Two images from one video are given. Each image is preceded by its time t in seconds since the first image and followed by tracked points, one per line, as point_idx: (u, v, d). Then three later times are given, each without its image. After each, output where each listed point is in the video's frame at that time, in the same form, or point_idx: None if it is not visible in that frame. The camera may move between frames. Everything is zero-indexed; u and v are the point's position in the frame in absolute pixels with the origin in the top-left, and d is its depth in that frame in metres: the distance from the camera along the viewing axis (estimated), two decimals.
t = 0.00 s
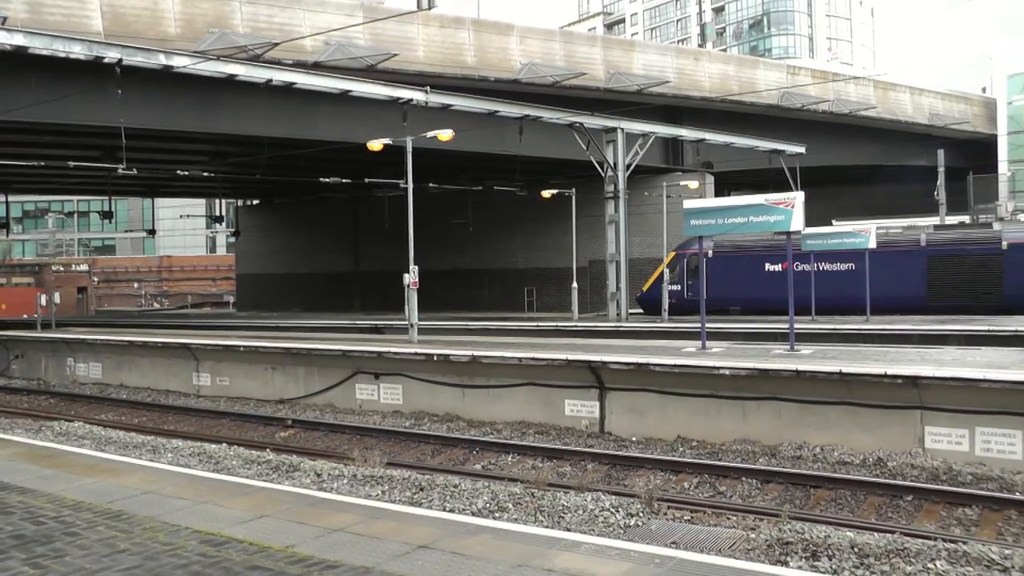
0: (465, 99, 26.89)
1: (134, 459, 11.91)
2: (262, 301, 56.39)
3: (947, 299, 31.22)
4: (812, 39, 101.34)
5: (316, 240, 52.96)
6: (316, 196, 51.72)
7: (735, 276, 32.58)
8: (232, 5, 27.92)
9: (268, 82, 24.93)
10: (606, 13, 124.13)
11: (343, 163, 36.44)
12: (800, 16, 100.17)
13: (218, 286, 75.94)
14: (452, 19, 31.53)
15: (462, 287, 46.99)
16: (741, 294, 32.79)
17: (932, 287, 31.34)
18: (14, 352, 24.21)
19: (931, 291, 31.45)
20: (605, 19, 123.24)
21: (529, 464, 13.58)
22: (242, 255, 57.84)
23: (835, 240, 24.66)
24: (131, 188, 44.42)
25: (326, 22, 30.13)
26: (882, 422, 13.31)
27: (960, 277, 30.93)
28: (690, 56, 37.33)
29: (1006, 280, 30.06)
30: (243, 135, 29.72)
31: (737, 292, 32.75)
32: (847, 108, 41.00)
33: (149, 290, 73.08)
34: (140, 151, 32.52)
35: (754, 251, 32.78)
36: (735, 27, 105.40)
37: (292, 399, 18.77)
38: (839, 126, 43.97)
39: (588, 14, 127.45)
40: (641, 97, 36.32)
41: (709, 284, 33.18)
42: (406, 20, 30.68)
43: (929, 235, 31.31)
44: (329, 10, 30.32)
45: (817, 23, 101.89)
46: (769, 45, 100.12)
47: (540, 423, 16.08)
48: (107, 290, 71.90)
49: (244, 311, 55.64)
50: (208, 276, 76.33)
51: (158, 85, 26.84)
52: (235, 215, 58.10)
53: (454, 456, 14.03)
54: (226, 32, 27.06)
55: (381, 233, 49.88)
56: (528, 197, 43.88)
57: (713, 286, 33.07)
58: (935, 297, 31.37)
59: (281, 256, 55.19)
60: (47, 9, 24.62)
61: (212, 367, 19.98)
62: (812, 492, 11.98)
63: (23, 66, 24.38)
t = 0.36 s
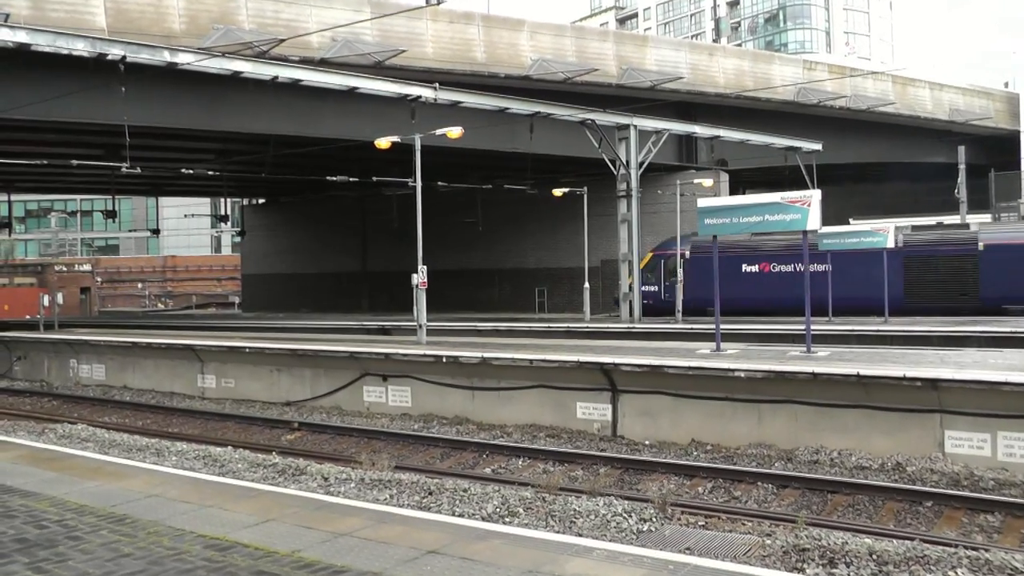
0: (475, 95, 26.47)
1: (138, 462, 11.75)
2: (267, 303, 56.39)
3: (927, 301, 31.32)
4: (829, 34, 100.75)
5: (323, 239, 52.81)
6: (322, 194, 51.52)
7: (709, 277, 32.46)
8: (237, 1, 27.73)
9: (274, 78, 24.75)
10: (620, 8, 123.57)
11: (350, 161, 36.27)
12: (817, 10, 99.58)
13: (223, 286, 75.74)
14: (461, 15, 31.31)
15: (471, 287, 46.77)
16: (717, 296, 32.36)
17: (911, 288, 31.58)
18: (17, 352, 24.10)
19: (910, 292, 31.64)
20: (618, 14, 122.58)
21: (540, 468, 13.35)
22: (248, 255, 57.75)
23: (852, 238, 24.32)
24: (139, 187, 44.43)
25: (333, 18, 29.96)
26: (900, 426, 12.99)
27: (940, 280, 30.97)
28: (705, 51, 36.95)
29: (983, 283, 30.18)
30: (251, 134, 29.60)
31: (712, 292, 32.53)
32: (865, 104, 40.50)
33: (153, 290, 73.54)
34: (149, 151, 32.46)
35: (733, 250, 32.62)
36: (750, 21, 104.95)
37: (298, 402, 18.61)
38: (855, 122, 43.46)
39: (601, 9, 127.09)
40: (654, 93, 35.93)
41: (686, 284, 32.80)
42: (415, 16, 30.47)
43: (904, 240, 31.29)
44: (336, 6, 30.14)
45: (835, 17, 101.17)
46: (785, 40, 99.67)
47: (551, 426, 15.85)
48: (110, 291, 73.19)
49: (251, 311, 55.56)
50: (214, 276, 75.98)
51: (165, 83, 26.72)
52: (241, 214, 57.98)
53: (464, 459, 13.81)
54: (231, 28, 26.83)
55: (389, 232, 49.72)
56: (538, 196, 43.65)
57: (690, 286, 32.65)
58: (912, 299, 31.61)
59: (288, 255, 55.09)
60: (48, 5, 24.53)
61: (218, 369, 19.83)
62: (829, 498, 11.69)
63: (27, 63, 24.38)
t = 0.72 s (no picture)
0: (484, 91, 26.12)
1: (141, 465, 11.58)
2: (272, 304, 56.13)
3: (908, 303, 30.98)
4: (848, 28, 100.08)
5: (332, 238, 52.60)
6: (329, 192, 51.38)
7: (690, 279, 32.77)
8: None
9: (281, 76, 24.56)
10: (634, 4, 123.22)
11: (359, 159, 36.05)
12: (835, 4, 98.95)
13: (229, 287, 75.49)
14: (472, 10, 31.09)
15: (482, 287, 46.52)
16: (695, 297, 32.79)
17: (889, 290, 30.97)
18: (21, 354, 24.01)
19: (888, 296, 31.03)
20: (631, 9, 121.51)
21: (551, 473, 13.11)
22: (254, 255, 57.49)
23: (873, 237, 23.91)
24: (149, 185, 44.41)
25: (341, 14, 29.77)
26: (919, 430, 12.67)
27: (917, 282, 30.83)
28: (720, 47, 36.66)
29: (958, 284, 30.08)
30: (261, 133, 29.46)
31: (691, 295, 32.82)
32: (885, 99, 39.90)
33: (158, 290, 73.12)
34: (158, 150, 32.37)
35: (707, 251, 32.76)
36: (767, 15, 104.44)
37: (305, 404, 18.44)
38: (874, 119, 42.94)
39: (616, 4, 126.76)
40: (669, 89, 35.52)
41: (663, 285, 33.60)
42: (424, 11, 30.24)
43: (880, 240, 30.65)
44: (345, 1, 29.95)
45: (853, 11, 100.48)
46: (802, 34, 99.17)
47: (563, 429, 15.62)
48: (115, 292, 73.64)
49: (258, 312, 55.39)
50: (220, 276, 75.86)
51: (173, 81, 26.59)
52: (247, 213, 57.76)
53: (474, 463, 13.60)
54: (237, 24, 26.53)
55: (399, 231, 49.53)
56: (550, 195, 43.40)
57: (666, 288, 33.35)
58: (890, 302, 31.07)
59: (295, 255, 54.90)
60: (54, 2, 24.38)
61: (224, 370, 19.68)
62: (847, 503, 11.41)
63: (34, 60, 24.27)
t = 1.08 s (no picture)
0: (495, 87, 25.78)
1: (148, 467, 11.42)
2: (278, 304, 55.83)
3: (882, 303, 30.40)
4: (867, 21, 99.37)
5: (341, 237, 52.43)
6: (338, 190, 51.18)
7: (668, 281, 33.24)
8: None
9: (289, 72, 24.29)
10: None
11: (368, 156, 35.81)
12: None
13: (235, 286, 75.91)
14: (483, 5, 30.82)
15: (493, 288, 46.23)
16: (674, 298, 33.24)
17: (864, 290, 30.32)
18: (25, 355, 23.93)
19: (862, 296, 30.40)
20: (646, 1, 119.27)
21: (564, 476, 12.87)
22: (260, 254, 57.13)
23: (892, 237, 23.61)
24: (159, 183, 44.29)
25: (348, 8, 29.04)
26: (940, 434, 12.37)
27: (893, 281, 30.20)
28: (737, 41, 36.12)
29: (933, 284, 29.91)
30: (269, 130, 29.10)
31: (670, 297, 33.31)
32: (906, 94, 39.29)
33: (163, 290, 73.08)
34: (165, 148, 32.17)
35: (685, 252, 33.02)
36: (784, 9, 103.88)
37: (314, 406, 18.23)
38: (893, 114, 42.38)
39: None
40: (683, 85, 35.34)
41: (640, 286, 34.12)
42: (433, 6, 29.94)
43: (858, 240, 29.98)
44: None
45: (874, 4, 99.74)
46: (821, 27, 98.74)
47: (576, 432, 15.37)
48: (119, 292, 72.34)
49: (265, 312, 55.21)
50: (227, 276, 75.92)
51: (180, 79, 26.24)
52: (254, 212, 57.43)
53: (485, 467, 13.36)
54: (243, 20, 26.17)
55: (409, 229, 49.36)
56: (564, 193, 43.15)
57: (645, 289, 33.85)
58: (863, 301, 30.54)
59: (303, 254, 54.66)
60: None
61: (231, 372, 19.50)
62: (866, 509, 11.11)
63: (38, 58, 23.96)
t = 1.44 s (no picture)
0: (507, 83, 25.49)
1: (155, 471, 11.25)
2: (286, 304, 55.46)
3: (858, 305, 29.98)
4: (890, 15, 98.48)
5: (351, 236, 52.18)
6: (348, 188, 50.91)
7: (643, 282, 34.12)
8: None
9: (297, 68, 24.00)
10: None
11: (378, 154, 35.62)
12: None
13: (244, 286, 75.07)
14: None
15: (506, 287, 45.94)
16: (649, 298, 34.10)
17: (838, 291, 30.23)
18: (30, 355, 23.95)
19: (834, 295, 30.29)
20: None
21: (577, 481, 12.63)
22: (268, 254, 56.71)
23: (914, 236, 23.15)
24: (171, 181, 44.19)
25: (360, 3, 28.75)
26: (964, 439, 12.02)
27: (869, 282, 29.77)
28: (755, 36, 35.73)
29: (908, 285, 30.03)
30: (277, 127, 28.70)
31: (644, 297, 34.22)
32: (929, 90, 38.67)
33: (169, 290, 72.39)
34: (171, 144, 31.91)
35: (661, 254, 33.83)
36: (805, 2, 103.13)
37: (322, 408, 18.02)
38: (915, 109, 41.75)
39: None
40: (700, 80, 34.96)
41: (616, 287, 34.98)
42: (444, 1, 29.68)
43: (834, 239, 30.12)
44: None
45: None
46: (841, 21, 98.09)
47: (589, 435, 15.11)
48: (125, 291, 72.24)
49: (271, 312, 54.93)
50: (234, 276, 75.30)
51: (187, 75, 25.89)
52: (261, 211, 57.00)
53: (498, 470, 13.15)
54: (252, 15, 25.89)
55: (419, 228, 49.18)
56: (578, 191, 42.87)
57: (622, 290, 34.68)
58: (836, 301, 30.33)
59: (311, 253, 54.37)
60: None
61: (238, 373, 19.34)
62: (888, 516, 10.80)
63: (43, 54, 23.69)
